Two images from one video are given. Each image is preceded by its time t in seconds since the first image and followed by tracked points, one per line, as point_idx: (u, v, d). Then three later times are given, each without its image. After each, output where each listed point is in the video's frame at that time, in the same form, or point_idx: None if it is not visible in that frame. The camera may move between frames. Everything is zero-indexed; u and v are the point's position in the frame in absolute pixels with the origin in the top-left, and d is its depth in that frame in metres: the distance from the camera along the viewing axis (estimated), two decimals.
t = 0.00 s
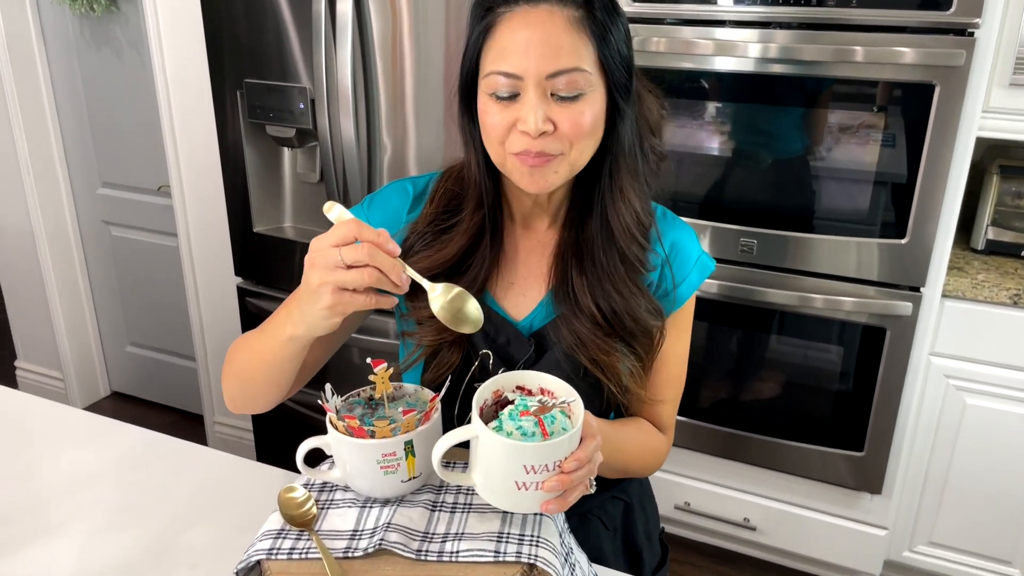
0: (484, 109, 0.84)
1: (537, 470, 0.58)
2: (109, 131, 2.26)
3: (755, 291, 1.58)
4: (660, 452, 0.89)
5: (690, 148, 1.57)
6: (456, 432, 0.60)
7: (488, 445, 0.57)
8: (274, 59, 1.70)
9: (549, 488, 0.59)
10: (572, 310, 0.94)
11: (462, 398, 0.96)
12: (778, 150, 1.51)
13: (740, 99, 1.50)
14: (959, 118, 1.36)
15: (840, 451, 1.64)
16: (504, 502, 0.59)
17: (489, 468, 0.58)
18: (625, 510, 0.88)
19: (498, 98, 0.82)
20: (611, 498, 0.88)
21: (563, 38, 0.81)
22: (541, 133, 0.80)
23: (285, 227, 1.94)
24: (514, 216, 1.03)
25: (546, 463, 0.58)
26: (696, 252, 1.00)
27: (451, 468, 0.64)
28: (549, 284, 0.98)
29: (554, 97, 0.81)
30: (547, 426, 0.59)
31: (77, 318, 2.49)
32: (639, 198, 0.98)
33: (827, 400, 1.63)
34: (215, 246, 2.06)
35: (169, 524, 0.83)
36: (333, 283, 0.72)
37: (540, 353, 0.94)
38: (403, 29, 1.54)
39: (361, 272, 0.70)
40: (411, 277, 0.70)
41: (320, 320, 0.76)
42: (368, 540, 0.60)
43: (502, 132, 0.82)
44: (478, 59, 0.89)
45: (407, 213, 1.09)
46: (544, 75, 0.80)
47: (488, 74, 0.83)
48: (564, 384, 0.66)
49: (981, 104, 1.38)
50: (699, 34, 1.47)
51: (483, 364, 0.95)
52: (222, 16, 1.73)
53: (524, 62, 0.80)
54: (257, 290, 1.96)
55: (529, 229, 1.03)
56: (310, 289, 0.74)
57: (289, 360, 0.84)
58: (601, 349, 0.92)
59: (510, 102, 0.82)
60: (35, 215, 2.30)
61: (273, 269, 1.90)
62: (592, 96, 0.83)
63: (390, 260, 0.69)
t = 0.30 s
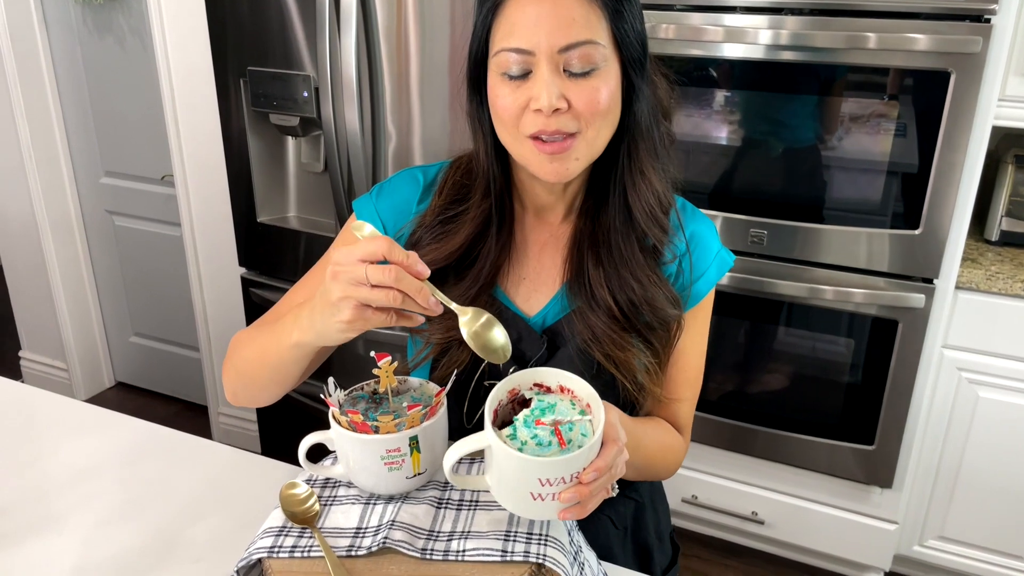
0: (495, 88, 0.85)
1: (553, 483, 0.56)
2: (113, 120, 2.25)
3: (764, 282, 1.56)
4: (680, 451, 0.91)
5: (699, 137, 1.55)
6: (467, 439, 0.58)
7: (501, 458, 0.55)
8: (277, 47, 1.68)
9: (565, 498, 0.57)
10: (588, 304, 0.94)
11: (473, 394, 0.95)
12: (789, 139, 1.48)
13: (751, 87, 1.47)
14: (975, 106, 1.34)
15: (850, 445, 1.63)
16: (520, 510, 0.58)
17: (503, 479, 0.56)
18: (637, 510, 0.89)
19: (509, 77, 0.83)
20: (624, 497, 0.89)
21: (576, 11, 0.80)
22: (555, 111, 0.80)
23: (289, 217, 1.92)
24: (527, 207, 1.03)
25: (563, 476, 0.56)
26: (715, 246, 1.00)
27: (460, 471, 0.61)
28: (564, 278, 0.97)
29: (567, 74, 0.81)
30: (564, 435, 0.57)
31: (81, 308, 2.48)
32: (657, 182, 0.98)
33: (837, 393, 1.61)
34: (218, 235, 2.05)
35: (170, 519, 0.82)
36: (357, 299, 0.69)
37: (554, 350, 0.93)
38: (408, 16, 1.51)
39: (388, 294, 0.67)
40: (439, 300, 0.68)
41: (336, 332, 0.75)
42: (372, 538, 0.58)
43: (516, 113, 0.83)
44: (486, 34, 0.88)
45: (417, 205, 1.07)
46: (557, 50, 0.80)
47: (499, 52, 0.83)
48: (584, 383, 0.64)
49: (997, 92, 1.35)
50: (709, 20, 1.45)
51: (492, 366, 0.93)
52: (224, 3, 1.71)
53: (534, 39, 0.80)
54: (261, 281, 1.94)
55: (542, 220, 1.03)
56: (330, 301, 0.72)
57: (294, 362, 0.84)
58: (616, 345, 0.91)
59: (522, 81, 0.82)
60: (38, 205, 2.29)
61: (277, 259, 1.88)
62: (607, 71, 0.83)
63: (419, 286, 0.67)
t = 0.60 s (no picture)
0: (510, 53, 0.85)
1: (553, 498, 0.54)
2: (117, 108, 2.24)
3: (773, 273, 1.54)
4: (685, 446, 0.90)
5: (707, 126, 1.53)
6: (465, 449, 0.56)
7: (501, 471, 0.54)
8: (281, 34, 1.66)
9: (565, 511, 0.56)
10: (590, 311, 0.92)
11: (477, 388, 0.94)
12: (800, 128, 1.46)
13: (761, 75, 1.45)
14: (990, 94, 1.31)
15: (859, 438, 1.61)
16: (519, 518, 0.57)
17: (503, 489, 0.55)
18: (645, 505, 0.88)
19: (526, 41, 0.84)
20: (631, 492, 0.88)
21: None
22: (572, 77, 0.80)
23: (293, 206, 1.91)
24: (531, 204, 1.02)
25: (563, 491, 0.54)
26: (725, 241, 0.98)
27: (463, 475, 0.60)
28: (565, 281, 0.96)
29: (587, 41, 0.82)
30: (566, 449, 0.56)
31: (86, 297, 2.48)
32: (667, 182, 0.98)
33: (847, 385, 1.59)
34: (223, 224, 2.04)
35: (173, 512, 0.81)
36: (318, 232, 0.70)
37: (558, 353, 0.92)
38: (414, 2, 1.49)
39: (345, 212, 0.69)
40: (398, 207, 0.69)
41: (311, 274, 0.74)
42: (377, 534, 0.57)
43: (530, 79, 0.83)
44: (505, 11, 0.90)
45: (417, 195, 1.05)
46: (580, 17, 0.82)
47: (519, 17, 0.85)
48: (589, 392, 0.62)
49: (1013, 80, 1.33)
50: (718, 6, 1.42)
51: (496, 367, 0.92)
52: None
53: (558, 3, 0.82)
54: (266, 270, 1.93)
55: (545, 220, 1.01)
56: (296, 246, 0.73)
57: (291, 339, 0.81)
58: (622, 354, 0.90)
59: (538, 45, 0.83)
60: (43, 194, 2.28)
61: (282, 249, 1.87)
62: (628, 49, 0.84)
63: (373, 196, 0.69)
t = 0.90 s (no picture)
0: (507, 39, 0.83)
1: (546, 482, 0.54)
2: (121, 94, 2.23)
3: (781, 262, 1.52)
4: (689, 436, 0.88)
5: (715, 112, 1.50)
6: (460, 430, 0.56)
7: (494, 454, 0.54)
8: (284, 18, 1.64)
9: (558, 496, 0.55)
10: (596, 298, 0.90)
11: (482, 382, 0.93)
12: (810, 114, 1.44)
13: (771, 60, 1.42)
14: (1004, 81, 1.29)
15: (866, 428, 1.60)
16: (514, 502, 0.56)
17: (496, 471, 0.55)
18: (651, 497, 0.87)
19: (521, 28, 0.83)
20: (636, 483, 0.87)
21: None
22: (568, 60, 0.79)
23: (297, 192, 1.90)
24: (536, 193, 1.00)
25: (556, 475, 0.54)
26: (735, 229, 0.96)
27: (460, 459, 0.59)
28: (573, 268, 0.94)
29: (585, 22, 0.81)
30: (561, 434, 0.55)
31: (90, 283, 2.48)
32: (677, 168, 0.96)
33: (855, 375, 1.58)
34: (227, 211, 2.02)
35: (173, 501, 0.80)
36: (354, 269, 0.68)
37: (564, 342, 0.90)
38: None
39: (384, 255, 0.66)
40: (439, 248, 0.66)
41: (342, 305, 0.72)
42: (376, 527, 0.56)
43: (526, 65, 0.82)
44: None
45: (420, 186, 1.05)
46: None
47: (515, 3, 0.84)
48: (588, 377, 0.61)
49: None
50: None
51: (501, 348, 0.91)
52: None
53: None
54: (270, 257, 1.92)
55: (550, 209, 1.00)
56: (329, 276, 0.70)
57: (306, 348, 0.81)
58: (629, 342, 0.89)
59: (533, 30, 0.82)
60: (47, 179, 2.28)
61: (286, 235, 1.86)
62: (628, 28, 0.82)
63: (414, 240, 0.65)
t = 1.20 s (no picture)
0: (509, 24, 0.81)
1: (548, 462, 0.52)
2: (122, 76, 2.21)
3: (788, 247, 1.50)
4: (690, 421, 0.86)
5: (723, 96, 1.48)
6: (459, 411, 0.54)
7: (494, 433, 0.52)
8: None
9: (561, 477, 0.53)
10: (600, 273, 0.88)
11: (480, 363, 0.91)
12: (820, 97, 1.41)
13: (780, 41, 1.39)
14: (1019, 63, 1.25)
15: (874, 416, 1.58)
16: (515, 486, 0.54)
17: (496, 453, 0.53)
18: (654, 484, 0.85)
19: (523, 15, 0.80)
20: (639, 470, 0.85)
21: None
22: (569, 55, 0.76)
23: (299, 176, 1.88)
24: (539, 167, 0.97)
25: (558, 455, 0.52)
26: (740, 209, 0.95)
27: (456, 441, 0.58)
28: (576, 243, 0.92)
29: (587, 12, 0.78)
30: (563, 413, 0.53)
31: (92, 268, 2.46)
32: (682, 143, 0.93)
33: (863, 363, 1.55)
34: (228, 195, 2.01)
35: (167, 487, 0.78)
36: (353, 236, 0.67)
37: (565, 320, 0.89)
38: None
39: (386, 227, 0.64)
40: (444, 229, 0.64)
41: (338, 275, 0.72)
42: (370, 515, 0.54)
43: (528, 54, 0.79)
44: None
45: (419, 160, 1.03)
46: None
47: None
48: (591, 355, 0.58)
49: None
50: None
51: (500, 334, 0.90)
52: None
53: None
54: (272, 242, 1.91)
55: (553, 184, 0.98)
56: (326, 240, 0.69)
57: (300, 321, 0.80)
58: (632, 318, 0.87)
59: (535, 19, 0.80)
60: (48, 163, 2.26)
61: (288, 220, 1.84)
62: (633, 17, 0.79)
63: (420, 215, 0.64)
